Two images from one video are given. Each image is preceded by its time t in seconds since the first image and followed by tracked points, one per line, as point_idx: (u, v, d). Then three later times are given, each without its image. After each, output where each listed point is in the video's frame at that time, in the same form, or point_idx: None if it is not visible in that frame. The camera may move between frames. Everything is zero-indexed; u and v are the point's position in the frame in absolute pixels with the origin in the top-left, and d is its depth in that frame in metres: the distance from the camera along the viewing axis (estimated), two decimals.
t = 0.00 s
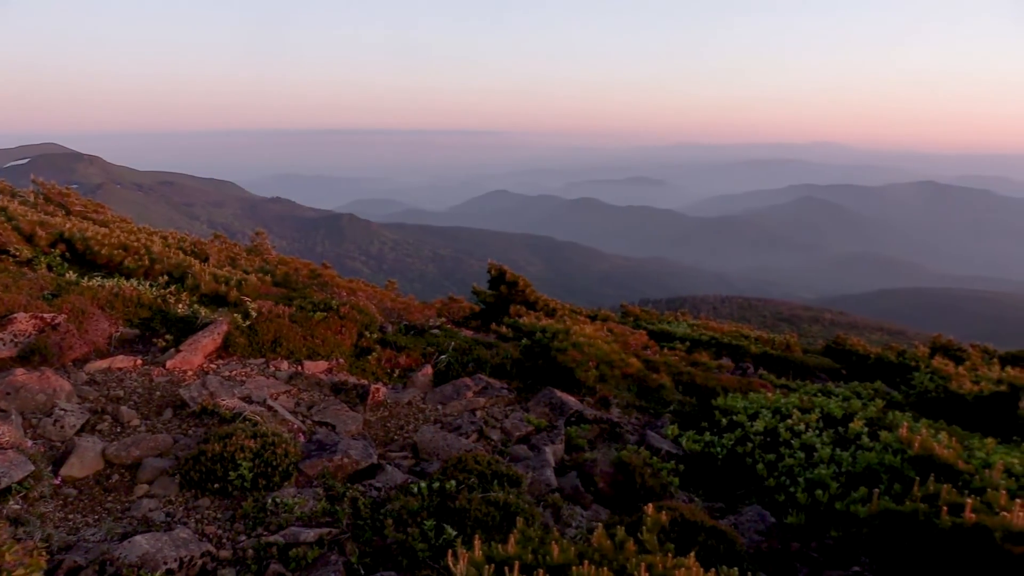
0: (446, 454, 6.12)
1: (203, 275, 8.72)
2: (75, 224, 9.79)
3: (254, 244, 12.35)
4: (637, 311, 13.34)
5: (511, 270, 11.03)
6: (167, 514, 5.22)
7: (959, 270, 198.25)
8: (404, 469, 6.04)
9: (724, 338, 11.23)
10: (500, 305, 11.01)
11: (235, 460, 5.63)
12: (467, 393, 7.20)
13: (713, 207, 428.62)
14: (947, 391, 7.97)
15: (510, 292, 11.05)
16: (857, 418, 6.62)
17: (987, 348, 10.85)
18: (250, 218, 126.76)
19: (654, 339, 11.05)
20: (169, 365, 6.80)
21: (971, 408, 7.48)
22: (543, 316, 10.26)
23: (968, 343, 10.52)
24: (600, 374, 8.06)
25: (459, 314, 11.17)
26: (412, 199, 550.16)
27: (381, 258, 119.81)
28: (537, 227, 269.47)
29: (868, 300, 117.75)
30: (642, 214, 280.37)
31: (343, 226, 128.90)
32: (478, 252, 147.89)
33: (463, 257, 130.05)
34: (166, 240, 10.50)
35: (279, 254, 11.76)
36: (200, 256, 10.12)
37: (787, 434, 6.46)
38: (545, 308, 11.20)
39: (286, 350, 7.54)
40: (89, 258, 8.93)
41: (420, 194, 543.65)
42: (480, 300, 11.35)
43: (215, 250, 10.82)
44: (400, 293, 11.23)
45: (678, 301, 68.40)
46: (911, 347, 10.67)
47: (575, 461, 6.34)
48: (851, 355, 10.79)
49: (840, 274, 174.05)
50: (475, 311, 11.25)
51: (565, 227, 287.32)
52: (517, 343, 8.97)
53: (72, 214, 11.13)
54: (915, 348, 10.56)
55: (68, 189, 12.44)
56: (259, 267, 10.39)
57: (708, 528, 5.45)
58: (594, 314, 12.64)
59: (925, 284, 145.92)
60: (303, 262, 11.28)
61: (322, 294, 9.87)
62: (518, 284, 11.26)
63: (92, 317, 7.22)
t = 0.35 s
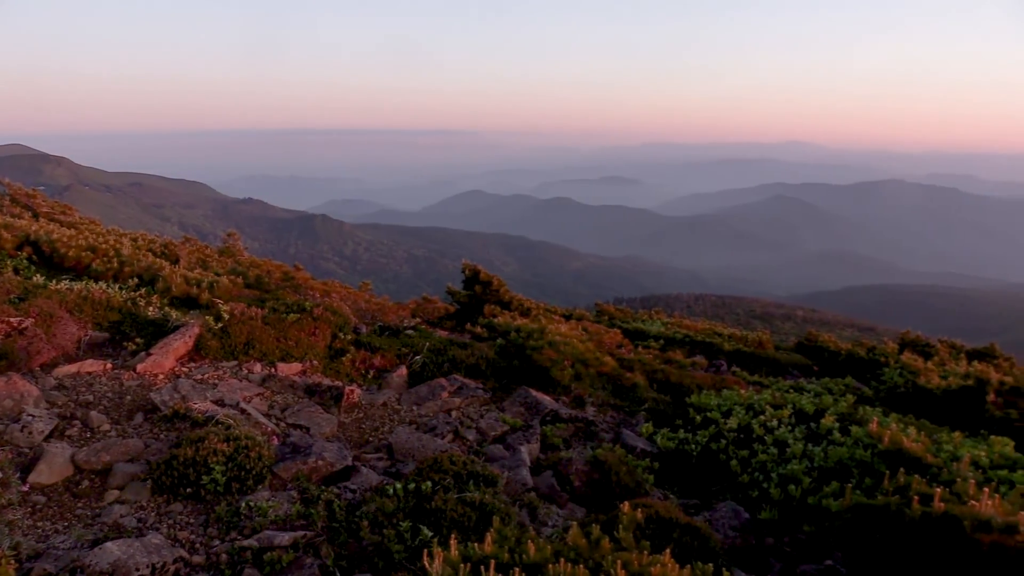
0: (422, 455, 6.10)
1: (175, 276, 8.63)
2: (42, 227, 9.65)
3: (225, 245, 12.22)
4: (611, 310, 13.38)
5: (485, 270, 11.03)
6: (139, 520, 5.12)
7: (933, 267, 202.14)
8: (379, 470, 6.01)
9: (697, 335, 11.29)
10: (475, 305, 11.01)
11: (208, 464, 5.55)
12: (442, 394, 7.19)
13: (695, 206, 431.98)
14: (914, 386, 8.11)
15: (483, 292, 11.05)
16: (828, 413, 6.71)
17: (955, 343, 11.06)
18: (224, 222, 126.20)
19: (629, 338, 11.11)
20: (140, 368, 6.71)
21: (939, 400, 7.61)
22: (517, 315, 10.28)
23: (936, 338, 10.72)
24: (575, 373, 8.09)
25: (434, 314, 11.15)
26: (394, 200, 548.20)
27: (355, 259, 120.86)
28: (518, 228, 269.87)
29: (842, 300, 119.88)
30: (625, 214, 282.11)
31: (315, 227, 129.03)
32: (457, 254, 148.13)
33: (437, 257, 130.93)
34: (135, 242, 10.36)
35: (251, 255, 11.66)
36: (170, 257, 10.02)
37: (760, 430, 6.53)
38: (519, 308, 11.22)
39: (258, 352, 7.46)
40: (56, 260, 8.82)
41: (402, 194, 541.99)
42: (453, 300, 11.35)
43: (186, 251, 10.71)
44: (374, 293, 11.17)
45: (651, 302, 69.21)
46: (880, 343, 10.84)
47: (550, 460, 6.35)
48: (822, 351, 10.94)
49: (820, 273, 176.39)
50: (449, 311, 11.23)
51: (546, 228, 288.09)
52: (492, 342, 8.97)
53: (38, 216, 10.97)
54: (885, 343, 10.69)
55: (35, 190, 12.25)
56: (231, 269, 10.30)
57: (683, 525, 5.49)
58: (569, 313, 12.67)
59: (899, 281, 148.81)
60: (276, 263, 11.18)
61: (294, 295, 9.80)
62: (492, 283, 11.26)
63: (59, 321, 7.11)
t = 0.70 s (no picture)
0: (398, 456, 6.07)
1: (146, 280, 8.53)
2: (9, 230, 9.47)
3: (198, 246, 12.08)
4: (587, 309, 13.41)
5: (461, 270, 11.02)
6: (110, 525, 5.04)
7: (908, 264, 205.67)
8: (355, 472, 5.98)
9: (672, 334, 11.36)
10: (451, 304, 11.00)
11: (181, 469, 5.48)
12: (418, 395, 7.17)
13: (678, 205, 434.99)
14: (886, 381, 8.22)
15: (459, 292, 11.03)
16: (801, 409, 6.80)
17: (924, 339, 11.24)
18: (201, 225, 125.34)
19: (604, 336, 11.16)
20: (111, 372, 6.62)
21: (910, 396, 7.72)
22: (493, 315, 10.29)
23: (905, 334, 10.89)
24: (551, 372, 8.10)
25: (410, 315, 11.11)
26: (377, 201, 546.36)
27: (329, 258, 120.91)
28: (500, 229, 270.30)
29: (817, 300, 121.64)
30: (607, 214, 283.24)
31: (289, 228, 129.65)
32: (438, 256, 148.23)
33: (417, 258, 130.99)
34: (105, 245, 10.22)
35: (224, 257, 11.56)
36: (142, 260, 9.90)
37: (734, 427, 6.59)
38: (495, 308, 11.23)
39: (232, 355, 7.40)
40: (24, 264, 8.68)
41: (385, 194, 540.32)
42: (430, 301, 11.32)
43: (158, 254, 10.58)
44: (349, 294, 11.09)
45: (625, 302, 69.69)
46: (852, 339, 10.99)
47: (526, 460, 6.35)
48: (795, 349, 11.05)
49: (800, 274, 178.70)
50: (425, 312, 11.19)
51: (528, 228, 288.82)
52: (468, 343, 8.96)
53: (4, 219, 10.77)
54: (856, 340, 10.85)
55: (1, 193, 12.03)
56: (203, 271, 10.20)
57: (658, 522, 5.53)
58: (545, 313, 12.67)
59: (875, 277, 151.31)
60: (249, 265, 11.07)
61: (268, 297, 9.72)
62: (468, 283, 11.24)
63: (27, 325, 6.98)
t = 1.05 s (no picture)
0: (375, 457, 6.05)
1: (119, 283, 8.42)
2: None
3: (172, 248, 11.94)
4: (564, 309, 13.45)
5: (438, 271, 11.00)
6: (84, 532, 4.95)
7: (886, 262, 208.37)
8: (332, 474, 5.94)
9: (649, 333, 11.42)
10: (428, 305, 10.99)
11: (156, 473, 5.40)
12: (395, 396, 7.14)
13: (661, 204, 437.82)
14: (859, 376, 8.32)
15: (437, 293, 11.01)
16: (777, 406, 6.88)
17: (896, 335, 11.38)
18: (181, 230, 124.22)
19: (581, 336, 11.19)
20: (83, 376, 6.54)
21: (883, 391, 7.81)
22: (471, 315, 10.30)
23: (878, 330, 11.01)
24: (528, 372, 8.12)
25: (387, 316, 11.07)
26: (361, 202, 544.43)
27: (304, 260, 121.02)
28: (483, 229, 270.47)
29: (793, 298, 123.61)
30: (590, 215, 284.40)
31: (264, 230, 129.41)
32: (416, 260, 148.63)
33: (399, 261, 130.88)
34: (76, 247, 10.09)
35: (198, 258, 11.44)
36: (114, 262, 9.79)
37: (711, 425, 6.64)
38: (473, 308, 11.23)
39: (207, 358, 7.33)
40: None
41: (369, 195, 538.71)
42: (407, 302, 11.29)
43: (131, 256, 10.46)
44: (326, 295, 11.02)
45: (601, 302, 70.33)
46: (826, 336, 11.10)
47: (505, 459, 6.35)
48: (771, 346, 11.13)
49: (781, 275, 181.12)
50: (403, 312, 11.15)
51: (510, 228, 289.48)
52: (445, 343, 8.95)
53: None
54: (831, 337, 10.95)
55: None
56: (177, 273, 10.10)
57: (637, 520, 5.54)
58: (522, 313, 12.68)
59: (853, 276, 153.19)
60: (224, 266, 10.96)
61: (243, 299, 9.64)
62: (445, 284, 11.23)
63: None
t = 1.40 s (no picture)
0: (350, 460, 6.02)
1: (87, 286, 8.30)
2: None
3: (142, 250, 11.80)
4: (540, 308, 13.48)
5: (412, 272, 10.99)
6: (52, 539, 4.85)
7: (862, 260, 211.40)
8: (307, 478, 5.90)
9: (624, 332, 11.49)
10: (403, 306, 10.97)
11: (127, 478, 5.32)
12: (371, 397, 7.11)
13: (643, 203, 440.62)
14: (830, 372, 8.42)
15: (411, 294, 10.99)
16: (750, 403, 6.95)
17: (866, 331, 11.55)
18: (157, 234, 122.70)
19: (557, 335, 11.21)
20: (51, 381, 6.44)
21: (852, 386, 7.92)
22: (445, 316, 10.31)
23: (848, 327, 11.16)
24: (504, 372, 8.13)
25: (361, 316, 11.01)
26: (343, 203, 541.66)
27: (278, 261, 120.05)
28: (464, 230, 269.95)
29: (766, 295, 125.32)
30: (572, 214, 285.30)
31: (239, 232, 128.24)
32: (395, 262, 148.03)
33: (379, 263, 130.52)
34: (42, 250, 9.93)
35: (169, 261, 11.32)
36: (83, 265, 9.67)
37: (685, 422, 6.70)
38: (448, 309, 11.24)
39: (178, 361, 7.24)
40: None
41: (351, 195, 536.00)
42: (382, 302, 11.26)
43: (100, 258, 10.32)
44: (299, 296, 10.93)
45: (577, 301, 70.77)
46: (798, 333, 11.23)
47: (481, 459, 6.35)
48: (743, 344, 11.23)
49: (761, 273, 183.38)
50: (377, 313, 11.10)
51: (492, 229, 289.30)
52: (420, 344, 8.94)
53: None
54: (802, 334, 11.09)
55: None
56: (147, 275, 9.98)
57: (611, 518, 5.57)
58: (498, 312, 12.68)
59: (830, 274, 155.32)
60: (195, 268, 10.85)
61: (216, 300, 9.55)
62: (420, 284, 11.22)
63: None
